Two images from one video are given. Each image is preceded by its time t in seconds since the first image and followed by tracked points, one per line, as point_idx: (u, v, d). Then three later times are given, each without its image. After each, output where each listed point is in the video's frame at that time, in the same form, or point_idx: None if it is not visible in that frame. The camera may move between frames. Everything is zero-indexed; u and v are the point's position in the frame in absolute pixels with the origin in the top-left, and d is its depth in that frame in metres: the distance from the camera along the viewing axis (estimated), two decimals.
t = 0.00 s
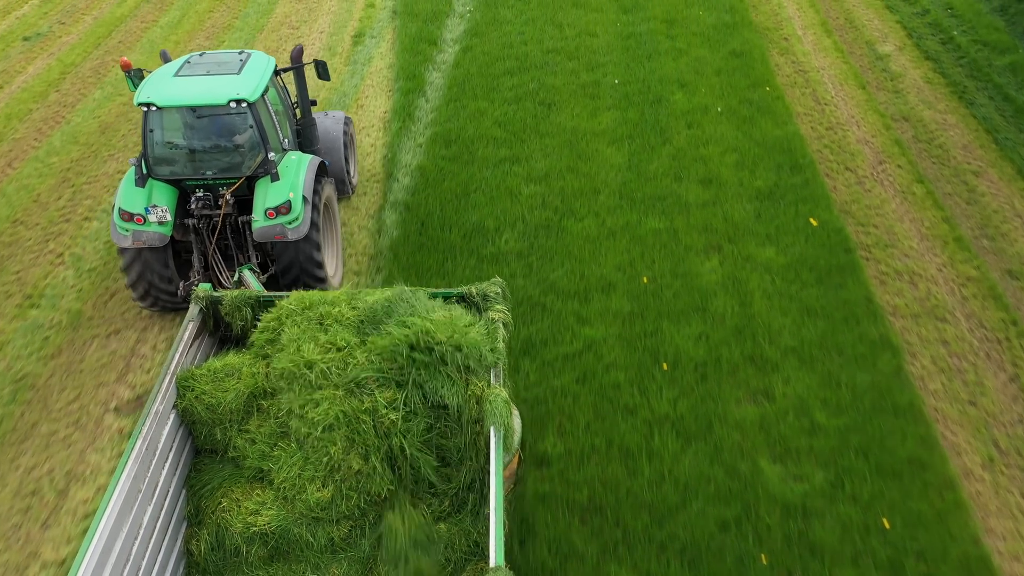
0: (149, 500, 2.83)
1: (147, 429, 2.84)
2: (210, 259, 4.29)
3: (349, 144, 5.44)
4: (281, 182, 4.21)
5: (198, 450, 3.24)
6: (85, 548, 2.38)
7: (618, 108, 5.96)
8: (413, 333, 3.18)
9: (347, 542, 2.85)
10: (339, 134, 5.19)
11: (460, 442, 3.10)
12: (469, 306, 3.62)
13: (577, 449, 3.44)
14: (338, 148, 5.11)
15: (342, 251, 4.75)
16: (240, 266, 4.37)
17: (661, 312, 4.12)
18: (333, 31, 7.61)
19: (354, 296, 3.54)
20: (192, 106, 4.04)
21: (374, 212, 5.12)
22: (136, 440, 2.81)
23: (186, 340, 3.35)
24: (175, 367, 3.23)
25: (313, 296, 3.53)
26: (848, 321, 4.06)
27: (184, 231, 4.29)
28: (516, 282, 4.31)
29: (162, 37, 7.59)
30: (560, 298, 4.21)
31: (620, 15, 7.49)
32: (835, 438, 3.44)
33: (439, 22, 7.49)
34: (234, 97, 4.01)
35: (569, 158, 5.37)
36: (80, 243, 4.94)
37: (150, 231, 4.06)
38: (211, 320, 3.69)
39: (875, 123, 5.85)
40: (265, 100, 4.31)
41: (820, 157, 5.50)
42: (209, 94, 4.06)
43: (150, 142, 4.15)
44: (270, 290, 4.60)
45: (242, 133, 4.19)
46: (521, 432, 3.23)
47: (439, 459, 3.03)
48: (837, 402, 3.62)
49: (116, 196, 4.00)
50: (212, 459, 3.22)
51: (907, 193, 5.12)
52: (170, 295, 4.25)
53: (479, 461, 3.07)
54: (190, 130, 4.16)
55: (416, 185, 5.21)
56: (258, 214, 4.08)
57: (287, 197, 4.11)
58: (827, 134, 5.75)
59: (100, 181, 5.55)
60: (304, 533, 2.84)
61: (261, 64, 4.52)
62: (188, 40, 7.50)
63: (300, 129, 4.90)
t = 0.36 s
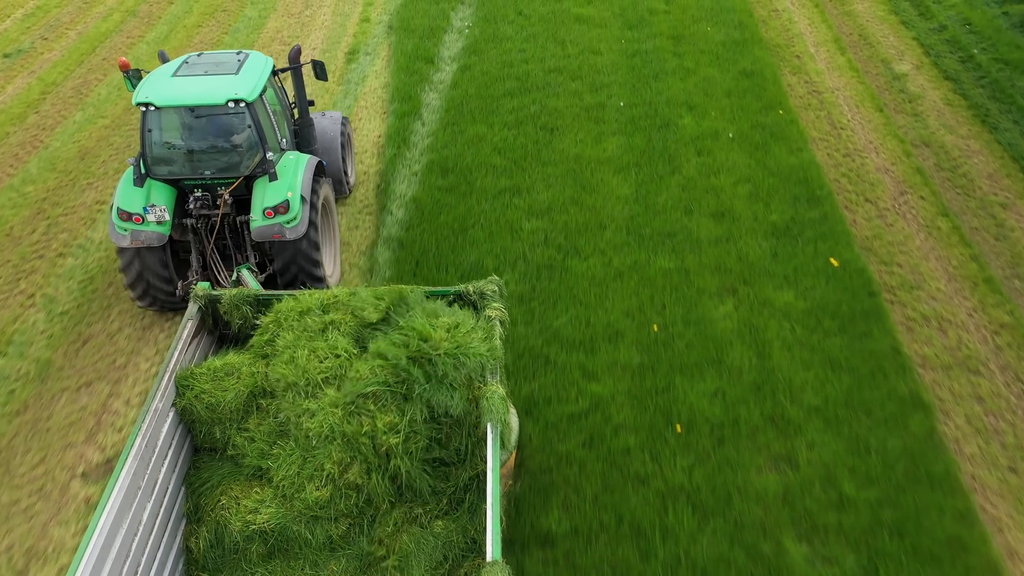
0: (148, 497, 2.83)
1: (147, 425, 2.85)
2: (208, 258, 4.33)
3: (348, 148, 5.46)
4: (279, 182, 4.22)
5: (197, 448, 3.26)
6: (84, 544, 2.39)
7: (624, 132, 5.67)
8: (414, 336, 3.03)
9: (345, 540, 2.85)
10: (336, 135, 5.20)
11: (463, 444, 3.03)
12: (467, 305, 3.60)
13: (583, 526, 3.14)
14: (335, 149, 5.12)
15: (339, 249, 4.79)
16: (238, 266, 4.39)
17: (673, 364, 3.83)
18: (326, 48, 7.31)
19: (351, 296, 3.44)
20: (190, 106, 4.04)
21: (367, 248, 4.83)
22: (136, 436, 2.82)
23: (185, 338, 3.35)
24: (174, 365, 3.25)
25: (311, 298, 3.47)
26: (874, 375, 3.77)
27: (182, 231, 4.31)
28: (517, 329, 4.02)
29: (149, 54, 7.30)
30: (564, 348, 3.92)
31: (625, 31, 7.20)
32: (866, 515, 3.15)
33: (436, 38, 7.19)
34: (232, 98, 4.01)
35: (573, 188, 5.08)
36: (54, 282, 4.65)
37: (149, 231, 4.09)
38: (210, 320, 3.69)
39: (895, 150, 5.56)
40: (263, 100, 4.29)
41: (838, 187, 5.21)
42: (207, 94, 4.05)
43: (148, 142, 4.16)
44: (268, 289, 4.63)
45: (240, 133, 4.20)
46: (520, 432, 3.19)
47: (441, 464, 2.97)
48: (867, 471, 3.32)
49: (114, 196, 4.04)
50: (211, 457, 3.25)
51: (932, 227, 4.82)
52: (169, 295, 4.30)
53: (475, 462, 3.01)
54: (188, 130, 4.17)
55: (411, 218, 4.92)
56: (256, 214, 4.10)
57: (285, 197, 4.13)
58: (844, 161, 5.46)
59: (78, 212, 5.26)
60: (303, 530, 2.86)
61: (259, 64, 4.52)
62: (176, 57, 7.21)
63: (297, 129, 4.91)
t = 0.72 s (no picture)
0: (144, 498, 2.81)
1: (143, 427, 2.83)
2: (205, 259, 4.34)
3: (345, 147, 5.46)
4: (276, 183, 4.27)
5: (193, 449, 3.25)
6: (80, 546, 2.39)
7: (631, 161, 5.37)
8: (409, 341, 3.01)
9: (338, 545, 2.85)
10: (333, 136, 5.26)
11: (459, 446, 3.04)
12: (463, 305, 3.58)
13: None
14: (332, 150, 5.17)
15: (336, 248, 4.81)
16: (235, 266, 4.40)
17: (688, 427, 3.53)
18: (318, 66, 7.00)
19: (350, 298, 3.40)
20: (187, 107, 4.11)
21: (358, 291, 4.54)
22: (131, 438, 2.79)
23: (181, 339, 3.32)
24: (169, 368, 3.18)
25: (306, 298, 3.42)
26: (907, 439, 3.46)
27: (179, 232, 4.33)
28: (518, 387, 3.72)
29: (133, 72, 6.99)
30: (569, 409, 3.61)
31: (630, 49, 6.90)
32: None
33: (432, 57, 6.90)
34: (228, 99, 4.10)
35: (577, 224, 4.78)
36: (21, 329, 4.33)
37: (146, 232, 4.10)
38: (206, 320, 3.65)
39: (917, 180, 5.26)
40: (260, 101, 4.36)
41: (858, 222, 4.91)
42: (204, 95, 4.13)
43: (145, 143, 4.20)
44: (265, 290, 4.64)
45: (237, 134, 4.26)
46: (517, 430, 3.19)
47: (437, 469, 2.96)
48: (905, 556, 3.01)
49: (112, 198, 4.07)
50: (208, 457, 3.24)
51: (960, 268, 4.52)
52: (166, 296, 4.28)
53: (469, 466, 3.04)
54: (185, 132, 4.22)
55: (405, 258, 4.61)
56: (253, 215, 4.13)
57: (283, 198, 4.18)
58: (864, 193, 5.16)
59: (51, 248, 4.95)
60: (299, 532, 2.87)
61: (256, 65, 4.59)
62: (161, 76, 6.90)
63: (293, 130, 4.96)
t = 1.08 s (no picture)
0: (137, 502, 2.68)
1: (136, 429, 2.70)
2: (201, 262, 4.36)
3: (339, 149, 5.47)
4: (271, 186, 4.28)
5: (187, 452, 3.10)
6: (72, 551, 2.28)
7: (638, 194, 5.05)
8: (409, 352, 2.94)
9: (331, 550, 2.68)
10: (329, 138, 5.25)
11: (451, 449, 2.89)
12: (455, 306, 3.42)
13: None
14: (328, 153, 5.17)
15: (331, 249, 4.81)
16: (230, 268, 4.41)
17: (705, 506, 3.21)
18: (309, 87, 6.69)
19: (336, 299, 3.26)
20: (182, 109, 4.10)
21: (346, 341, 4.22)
22: (124, 440, 2.66)
23: (175, 343, 3.20)
24: (163, 370, 3.09)
25: (293, 302, 3.24)
26: (947, 521, 3.14)
27: (174, 234, 4.34)
28: (518, 458, 3.41)
29: (115, 93, 6.67)
30: (575, 485, 3.30)
31: (636, 69, 6.59)
32: None
33: (429, 77, 6.59)
34: (224, 100, 4.08)
35: (581, 266, 4.46)
36: None
37: (141, 235, 4.11)
38: (200, 322, 3.54)
39: (942, 215, 4.95)
40: (255, 103, 4.34)
41: (881, 263, 4.60)
42: (199, 97, 4.12)
43: (140, 145, 4.19)
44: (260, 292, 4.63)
45: (232, 136, 4.24)
46: (510, 433, 3.09)
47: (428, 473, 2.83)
48: None
49: (107, 200, 4.09)
50: (202, 461, 3.10)
51: (993, 316, 4.21)
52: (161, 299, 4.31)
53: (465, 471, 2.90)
54: (181, 134, 4.19)
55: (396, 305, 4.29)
56: (248, 217, 4.15)
57: (278, 200, 4.21)
58: (886, 230, 4.85)
59: (18, 291, 4.62)
60: (294, 537, 2.69)
61: (251, 67, 4.58)
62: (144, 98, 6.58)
63: (289, 133, 4.95)
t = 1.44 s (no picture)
0: (129, 507, 2.68)
1: (128, 434, 2.71)
2: (195, 265, 4.33)
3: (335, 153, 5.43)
4: (265, 188, 4.26)
5: (179, 458, 3.07)
6: (62, 556, 2.30)
7: (646, 232, 4.74)
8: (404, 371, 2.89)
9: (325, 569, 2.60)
10: (323, 140, 5.25)
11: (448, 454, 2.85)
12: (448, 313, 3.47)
13: None
14: (322, 154, 5.16)
15: (326, 251, 4.82)
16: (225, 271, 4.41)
17: None
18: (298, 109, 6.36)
19: (333, 310, 3.31)
20: (177, 112, 4.09)
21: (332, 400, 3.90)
22: (117, 446, 2.67)
23: (167, 347, 3.22)
24: (156, 375, 3.09)
25: (290, 311, 3.32)
26: None
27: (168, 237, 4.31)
28: (519, 543, 3.09)
29: (94, 116, 6.35)
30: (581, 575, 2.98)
31: (641, 91, 6.28)
32: None
33: (424, 100, 6.27)
34: (218, 103, 4.07)
35: (586, 316, 4.14)
36: None
37: (134, 237, 4.07)
38: (193, 326, 3.56)
39: (971, 255, 4.64)
40: (249, 106, 4.35)
41: (908, 308, 4.28)
42: (193, 100, 4.11)
43: (133, 147, 4.18)
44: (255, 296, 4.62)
45: (226, 138, 4.23)
46: (505, 435, 3.08)
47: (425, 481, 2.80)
48: None
49: (100, 202, 4.05)
50: (195, 467, 3.08)
51: None
52: (154, 302, 4.28)
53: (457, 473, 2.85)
54: (176, 136, 4.17)
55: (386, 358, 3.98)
56: (242, 219, 4.11)
57: (272, 202, 4.19)
58: (912, 271, 4.53)
59: None
60: (285, 543, 2.67)
61: (246, 69, 4.58)
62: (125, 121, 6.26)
63: (284, 135, 4.95)
